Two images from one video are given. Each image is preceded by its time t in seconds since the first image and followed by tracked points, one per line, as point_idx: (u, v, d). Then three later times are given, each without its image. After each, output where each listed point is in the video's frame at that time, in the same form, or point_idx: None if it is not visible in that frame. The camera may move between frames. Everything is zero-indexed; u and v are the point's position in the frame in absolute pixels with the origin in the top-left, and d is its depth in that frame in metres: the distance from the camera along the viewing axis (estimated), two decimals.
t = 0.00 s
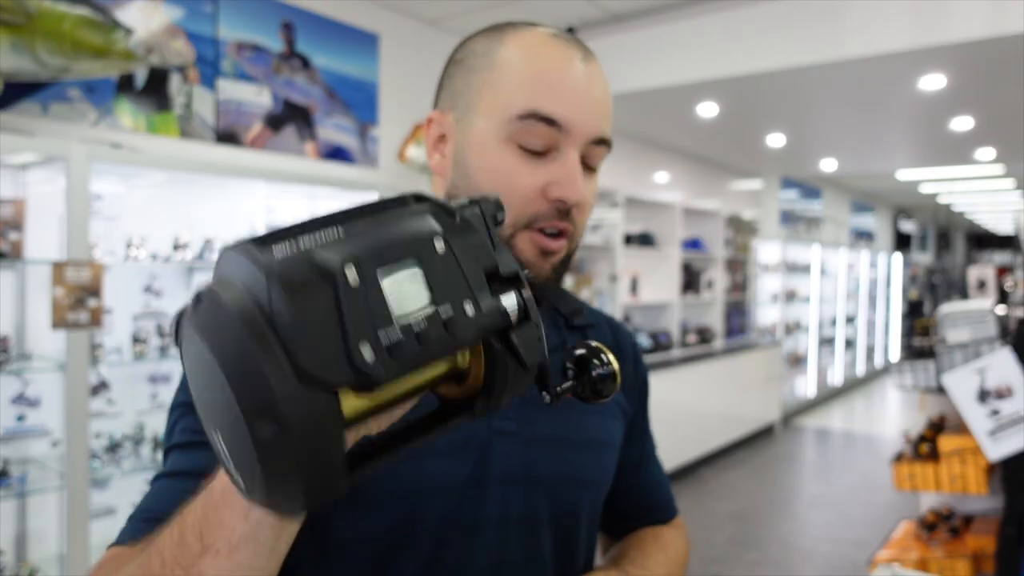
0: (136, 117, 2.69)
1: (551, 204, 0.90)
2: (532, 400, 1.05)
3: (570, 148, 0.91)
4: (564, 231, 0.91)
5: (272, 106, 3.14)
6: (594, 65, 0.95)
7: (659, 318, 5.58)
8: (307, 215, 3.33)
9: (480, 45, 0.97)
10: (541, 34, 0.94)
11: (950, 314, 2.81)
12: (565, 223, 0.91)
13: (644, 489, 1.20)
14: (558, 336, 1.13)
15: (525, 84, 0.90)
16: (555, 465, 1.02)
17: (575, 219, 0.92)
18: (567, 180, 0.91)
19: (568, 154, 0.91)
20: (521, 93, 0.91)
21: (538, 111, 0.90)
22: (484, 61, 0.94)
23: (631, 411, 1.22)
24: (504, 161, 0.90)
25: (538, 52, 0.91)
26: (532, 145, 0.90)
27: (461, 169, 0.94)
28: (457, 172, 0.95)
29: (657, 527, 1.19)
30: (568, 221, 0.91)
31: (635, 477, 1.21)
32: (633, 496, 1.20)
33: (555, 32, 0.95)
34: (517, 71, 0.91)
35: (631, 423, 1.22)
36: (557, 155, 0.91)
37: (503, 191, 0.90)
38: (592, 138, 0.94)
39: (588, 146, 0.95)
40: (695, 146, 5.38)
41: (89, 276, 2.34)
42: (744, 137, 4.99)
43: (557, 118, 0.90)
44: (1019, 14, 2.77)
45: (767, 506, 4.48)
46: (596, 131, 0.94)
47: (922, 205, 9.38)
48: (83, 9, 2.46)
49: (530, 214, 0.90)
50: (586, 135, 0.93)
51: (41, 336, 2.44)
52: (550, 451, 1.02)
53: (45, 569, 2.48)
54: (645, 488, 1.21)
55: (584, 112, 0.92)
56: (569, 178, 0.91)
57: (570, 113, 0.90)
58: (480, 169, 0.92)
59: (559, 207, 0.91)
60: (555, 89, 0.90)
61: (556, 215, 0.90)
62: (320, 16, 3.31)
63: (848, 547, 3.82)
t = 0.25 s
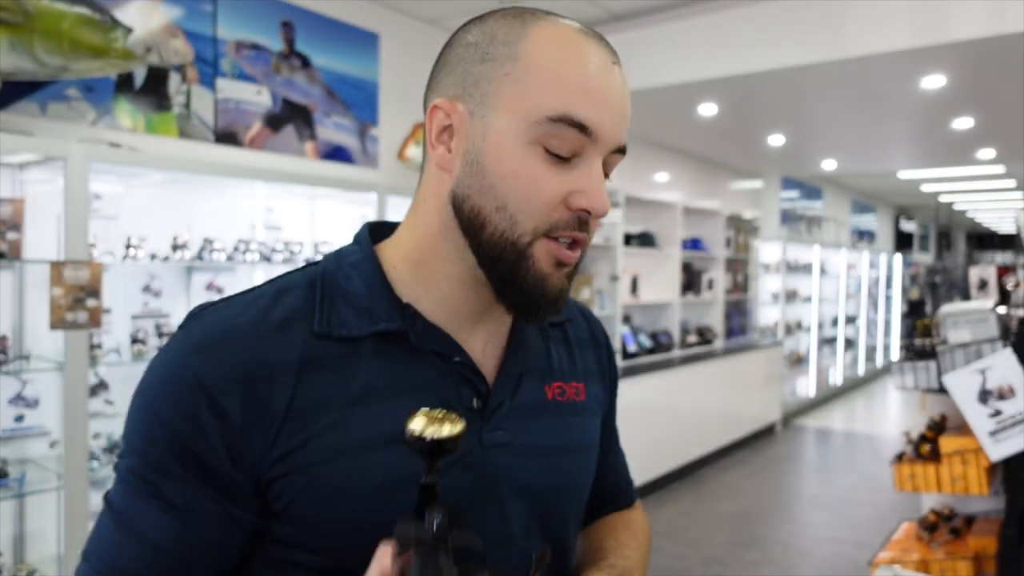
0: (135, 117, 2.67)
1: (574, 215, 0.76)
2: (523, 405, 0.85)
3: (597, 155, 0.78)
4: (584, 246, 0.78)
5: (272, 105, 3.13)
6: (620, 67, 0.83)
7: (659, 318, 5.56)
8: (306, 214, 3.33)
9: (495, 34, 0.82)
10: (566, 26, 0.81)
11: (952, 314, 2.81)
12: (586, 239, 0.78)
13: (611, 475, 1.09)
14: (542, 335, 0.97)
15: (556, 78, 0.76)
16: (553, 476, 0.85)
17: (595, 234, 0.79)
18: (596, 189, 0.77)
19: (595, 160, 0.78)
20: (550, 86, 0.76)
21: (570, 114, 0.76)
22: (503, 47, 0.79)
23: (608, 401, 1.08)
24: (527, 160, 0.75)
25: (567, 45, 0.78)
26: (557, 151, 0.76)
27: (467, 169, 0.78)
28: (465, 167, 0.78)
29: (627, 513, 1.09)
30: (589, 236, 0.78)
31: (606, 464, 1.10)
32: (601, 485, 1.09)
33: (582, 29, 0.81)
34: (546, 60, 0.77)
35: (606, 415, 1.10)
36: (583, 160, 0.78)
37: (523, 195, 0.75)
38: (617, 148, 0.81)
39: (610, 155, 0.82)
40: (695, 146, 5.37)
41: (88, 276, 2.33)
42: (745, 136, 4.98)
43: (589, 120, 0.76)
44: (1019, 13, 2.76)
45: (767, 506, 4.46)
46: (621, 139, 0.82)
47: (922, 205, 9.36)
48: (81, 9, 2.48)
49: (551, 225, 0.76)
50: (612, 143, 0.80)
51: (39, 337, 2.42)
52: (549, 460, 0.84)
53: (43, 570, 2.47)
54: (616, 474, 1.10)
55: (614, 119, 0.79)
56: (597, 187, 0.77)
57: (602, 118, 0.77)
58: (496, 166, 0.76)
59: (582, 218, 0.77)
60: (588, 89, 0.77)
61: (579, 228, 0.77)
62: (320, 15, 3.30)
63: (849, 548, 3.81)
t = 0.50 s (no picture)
0: (135, 116, 2.67)
1: (557, 250, 0.75)
2: (491, 417, 0.84)
3: (589, 182, 0.75)
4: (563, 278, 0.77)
5: (272, 105, 3.12)
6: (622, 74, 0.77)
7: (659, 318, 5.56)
8: (306, 215, 3.31)
9: (485, 28, 0.76)
10: (564, 30, 0.74)
11: (952, 314, 2.82)
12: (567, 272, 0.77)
13: (583, 453, 1.09)
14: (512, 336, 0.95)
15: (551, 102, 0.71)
16: (524, 484, 0.85)
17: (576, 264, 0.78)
18: (583, 221, 0.74)
19: (585, 188, 0.75)
20: (542, 113, 0.71)
21: (564, 143, 0.71)
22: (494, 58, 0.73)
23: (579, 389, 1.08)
24: (512, 197, 0.72)
25: (564, 60, 0.72)
26: (546, 182, 0.72)
27: (444, 194, 0.74)
28: (442, 197, 0.74)
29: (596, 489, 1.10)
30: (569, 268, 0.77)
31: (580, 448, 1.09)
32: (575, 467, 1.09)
33: (580, 27, 0.75)
34: (540, 81, 0.71)
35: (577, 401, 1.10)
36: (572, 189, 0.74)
37: (506, 233, 0.73)
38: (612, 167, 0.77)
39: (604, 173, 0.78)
40: (695, 146, 5.37)
41: (88, 275, 2.33)
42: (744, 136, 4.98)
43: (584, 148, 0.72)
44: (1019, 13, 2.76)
45: (767, 506, 4.46)
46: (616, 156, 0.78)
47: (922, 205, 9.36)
48: (81, 9, 2.48)
49: (532, 262, 0.74)
50: (607, 164, 0.76)
51: (39, 337, 2.43)
52: (520, 471, 0.84)
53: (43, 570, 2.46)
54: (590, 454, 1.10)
55: (610, 141, 0.74)
56: (585, 219, 0.75)
57: (598, 144, 0.73)
58: (478, 202, 0.72)
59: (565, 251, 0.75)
60: (589, 112, 0.72)
61: (561, 262, 0.76)
62: (319, 15, 3.30)
63: (849, 548, 3.81)
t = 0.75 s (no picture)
0: (135, 116, 2.65)
1: (515, 265, 0.74)
2: (455, 424, 0.87)
3: (550, 194, 0.74)
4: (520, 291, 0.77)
5: (272, 105, 3.12)
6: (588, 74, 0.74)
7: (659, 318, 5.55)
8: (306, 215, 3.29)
9: (438, 23, 0.72)
10: (527, 27, 0.70)
11: (952, 314, 2.82)
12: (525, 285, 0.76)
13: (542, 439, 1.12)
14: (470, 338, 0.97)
15: (513, 113, 0.68)
16: (494, 484, 0.89)
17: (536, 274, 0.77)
18: (543, 234, 0.74)
19: (545, 198, 0.74)
20: (502, 124, 0.68)
21: (524, 156, 0.69)
22: (450, 61, 0.70)
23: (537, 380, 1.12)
24: (469, 214, 0.70)
25: (525, 64, 0.68)
26: (505, 196, 0.71)
27: (397, 207, 0.72)
28: (394, 212, 0.73)
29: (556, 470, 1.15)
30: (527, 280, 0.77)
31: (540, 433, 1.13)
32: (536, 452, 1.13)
33: (543, 23, 0.72)
34: (498, 89, 0.68)
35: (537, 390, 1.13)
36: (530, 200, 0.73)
37: (462, 251, 0.71)
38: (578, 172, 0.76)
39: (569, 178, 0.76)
40: (695, 146, 5.37)
41: (88, 275, 2.35)
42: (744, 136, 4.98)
43: (546, 160, 0.70)
44: (1019, 13, 2.76)
45: (767, 506, 4.46)
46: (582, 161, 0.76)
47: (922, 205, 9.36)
48: (81, 9, 2.48)
49: (489, 279, 0.74)
50: (571, 173, 0.74)
51: (40, 336, 2.42)
52: (486, 477, 0.88)
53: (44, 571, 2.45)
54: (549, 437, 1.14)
55: (574, 149, 0.72)
56: (546, 232, 0.74)
57: (562, 155, 0.71)
58: (432, 219, 0.71)
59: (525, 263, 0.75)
60: (552, 121, 0.69)
61: (520, 275, 0.75)
62: (320, 16, 3.31)
63: (849, 548, 3.81)
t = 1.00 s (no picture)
0: (135, 116, 2.67)
1: (505, 234, 0.81)
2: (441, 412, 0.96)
3: (533, 167, 0.80)
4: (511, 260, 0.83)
5: (272, 105, 3.11)
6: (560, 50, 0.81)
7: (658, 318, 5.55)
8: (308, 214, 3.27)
9: (420, 8, 0.79)
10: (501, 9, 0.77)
11: (952, 314, 2.80)
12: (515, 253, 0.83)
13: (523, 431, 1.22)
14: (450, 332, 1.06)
15: (494, 88, 0.75)
16: (479, 465, 0.98)
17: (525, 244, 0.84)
18: (528, 205, 0.80)
19: (528, 170, 0.80)
20: (484, 99, 0.75)
21: (508, 129, 0.75)
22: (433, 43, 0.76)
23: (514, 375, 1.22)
24: (459, 186, 0.77)
25: (503, 42, 0.75)
26: (492, 168, 0.77)
27: (389, 185, 0.79)
28: (387, 188, 0.79)
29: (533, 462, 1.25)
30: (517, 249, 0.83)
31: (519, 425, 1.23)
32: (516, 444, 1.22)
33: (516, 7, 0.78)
34: (477, 67, 0.75)
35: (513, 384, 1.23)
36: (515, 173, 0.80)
37: (454, 222, 0.78)
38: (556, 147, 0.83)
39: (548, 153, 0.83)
40: (695, 146, 5.37)
41: (88, 275, 2.36)
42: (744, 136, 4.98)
43: (528, 133, 0.77)
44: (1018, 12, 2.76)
45: (767, 506, 4.46)
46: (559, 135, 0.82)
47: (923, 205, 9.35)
48: (82, 9, 2.48)
49: (482, 249, 0.80)
50: (551, 145, 0.81)
51: (40, 336, 2.31)
52: (471, 461, 0.97)
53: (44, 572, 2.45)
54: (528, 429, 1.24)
55: (554, 121, 0.79)
56: (530, 202, 0.81)
57: (543, 128, 0.78)
58: (425, 192, 0.77)
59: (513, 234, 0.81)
60: (530, 93, 0.76)
61: (510, 244, 0.82)
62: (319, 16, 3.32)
63: (849, 548, 3.81)
